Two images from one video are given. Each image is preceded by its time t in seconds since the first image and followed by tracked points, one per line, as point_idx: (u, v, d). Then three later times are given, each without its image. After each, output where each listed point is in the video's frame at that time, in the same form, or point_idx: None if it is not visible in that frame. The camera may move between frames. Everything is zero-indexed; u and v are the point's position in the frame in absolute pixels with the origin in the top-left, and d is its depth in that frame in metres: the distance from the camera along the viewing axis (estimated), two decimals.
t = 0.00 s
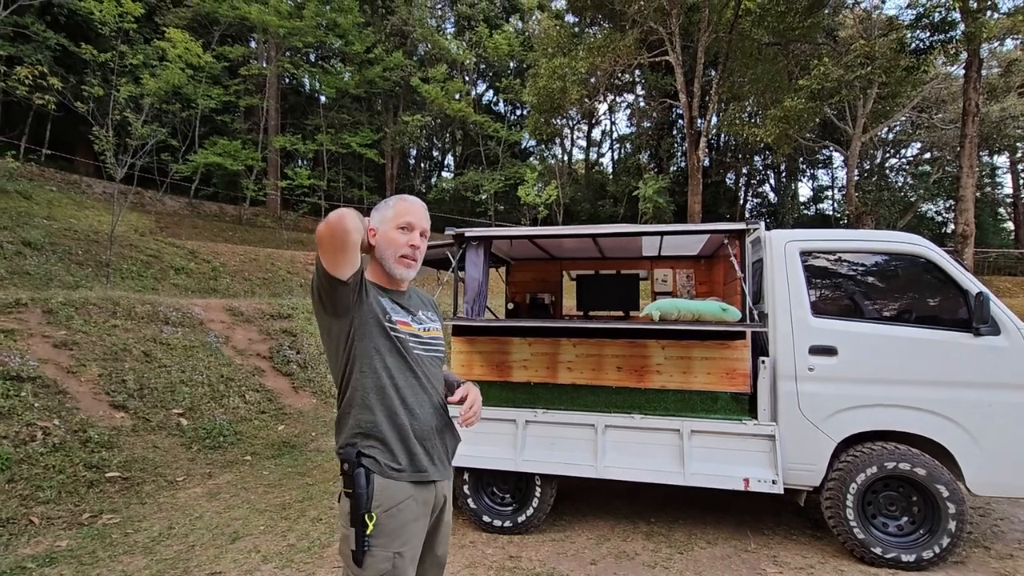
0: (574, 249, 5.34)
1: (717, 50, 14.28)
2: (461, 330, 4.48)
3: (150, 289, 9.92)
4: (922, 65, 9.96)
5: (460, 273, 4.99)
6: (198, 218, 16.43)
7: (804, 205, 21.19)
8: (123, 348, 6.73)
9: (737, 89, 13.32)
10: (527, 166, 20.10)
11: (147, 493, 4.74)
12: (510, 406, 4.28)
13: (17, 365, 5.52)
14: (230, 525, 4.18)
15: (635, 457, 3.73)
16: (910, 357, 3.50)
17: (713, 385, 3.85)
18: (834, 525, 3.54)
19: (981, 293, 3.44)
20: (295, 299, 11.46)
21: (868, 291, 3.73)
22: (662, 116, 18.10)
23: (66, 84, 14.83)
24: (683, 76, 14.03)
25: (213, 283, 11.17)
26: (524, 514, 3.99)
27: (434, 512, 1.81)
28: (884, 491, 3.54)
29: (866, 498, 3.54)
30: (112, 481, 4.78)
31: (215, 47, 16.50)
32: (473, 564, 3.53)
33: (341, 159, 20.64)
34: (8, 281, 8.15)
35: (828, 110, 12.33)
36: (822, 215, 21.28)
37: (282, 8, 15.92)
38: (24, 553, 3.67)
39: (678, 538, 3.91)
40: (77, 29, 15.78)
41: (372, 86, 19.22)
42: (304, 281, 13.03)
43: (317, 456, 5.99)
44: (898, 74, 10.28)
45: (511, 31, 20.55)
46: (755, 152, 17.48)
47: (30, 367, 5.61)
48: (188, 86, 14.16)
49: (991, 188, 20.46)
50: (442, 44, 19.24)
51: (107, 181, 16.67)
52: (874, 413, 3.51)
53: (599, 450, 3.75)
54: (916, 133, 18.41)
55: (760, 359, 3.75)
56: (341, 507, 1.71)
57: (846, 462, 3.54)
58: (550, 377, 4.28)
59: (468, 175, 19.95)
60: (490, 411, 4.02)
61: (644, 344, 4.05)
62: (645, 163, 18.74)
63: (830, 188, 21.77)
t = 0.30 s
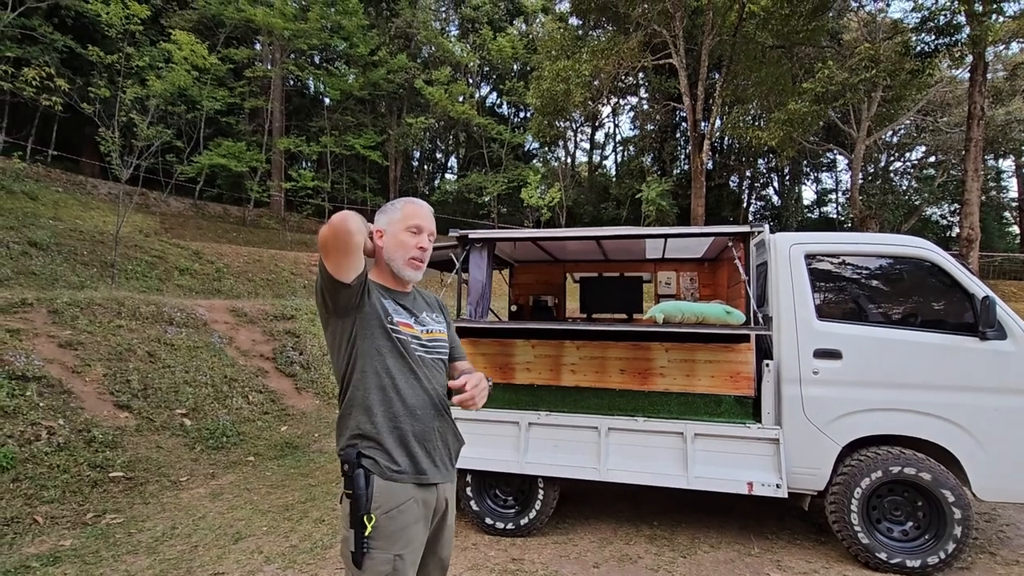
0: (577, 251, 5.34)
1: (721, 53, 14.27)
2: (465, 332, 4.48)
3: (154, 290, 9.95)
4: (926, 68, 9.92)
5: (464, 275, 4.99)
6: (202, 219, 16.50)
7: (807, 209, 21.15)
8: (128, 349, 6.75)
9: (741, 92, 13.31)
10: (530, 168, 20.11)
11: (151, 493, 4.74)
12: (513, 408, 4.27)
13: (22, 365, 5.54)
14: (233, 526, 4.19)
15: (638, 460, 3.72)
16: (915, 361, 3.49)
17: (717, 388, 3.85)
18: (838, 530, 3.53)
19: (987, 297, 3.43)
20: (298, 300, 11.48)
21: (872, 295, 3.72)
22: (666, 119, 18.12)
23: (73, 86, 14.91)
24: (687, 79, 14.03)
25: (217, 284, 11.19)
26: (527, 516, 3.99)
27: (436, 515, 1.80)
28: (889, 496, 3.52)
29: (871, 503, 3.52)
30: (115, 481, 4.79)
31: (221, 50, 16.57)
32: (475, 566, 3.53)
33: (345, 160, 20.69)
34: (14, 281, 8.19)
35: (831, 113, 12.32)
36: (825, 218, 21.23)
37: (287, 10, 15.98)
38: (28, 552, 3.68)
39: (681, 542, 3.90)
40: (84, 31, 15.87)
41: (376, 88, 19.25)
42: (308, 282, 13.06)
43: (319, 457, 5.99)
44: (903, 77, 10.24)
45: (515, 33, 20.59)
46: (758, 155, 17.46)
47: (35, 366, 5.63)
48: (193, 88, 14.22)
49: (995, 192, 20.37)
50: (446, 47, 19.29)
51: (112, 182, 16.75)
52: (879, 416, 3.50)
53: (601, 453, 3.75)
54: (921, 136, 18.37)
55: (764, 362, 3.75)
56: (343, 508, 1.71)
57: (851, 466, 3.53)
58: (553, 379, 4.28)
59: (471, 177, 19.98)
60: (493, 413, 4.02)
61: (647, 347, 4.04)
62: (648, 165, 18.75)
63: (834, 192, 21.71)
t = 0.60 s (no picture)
0: (581, 253, 5.34)
1: (725, 55, 14.25)
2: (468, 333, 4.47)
3: (159, 291, 9.99)
4: (932, 70, 9.87)
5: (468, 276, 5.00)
6: (206, 220, 16.55)
7: (812, 211, 21.10)
8: (133, 349, 6.77)
9: (745, 94, 13.26)
10: (533, 170, 20.11)
11: (154, 493, 4.75)
12: (517, 410, 4.27)
13: (28, 364, 5.56)
14: (236, 526, 4.19)
15: (641, 462, 3.71)
16: (919, 364, 3.47)
17: (721, 391, 3.83)
18: (843, 534, 3.52)
19: (993, 300, 3.41)
20: (301, 301, 11.50)
21: (877, 297, 3.71)
22: (669, 121, 18.13)
23: (79, 87, 14.99)
24: (691, 81, 14.04)
25: (221, 285, 11.22)
26: (530, 518, 3.99)
27: (438, 519, 1.79)
28: (894, 499, 3.51)
29: (876, 507, 3.51)
30: (120, 480, 4.80)
31: (226, 52, 16.62)
32: (478, 568, 3.53)
33: (349, 162, 20.73)
34: (20, 281, 8.23)
35: (836, 116, 12.30)
36: (830, 221, 21.17)
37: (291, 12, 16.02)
38: (32, 551, 3.69)
39: (685, 544, 3.88)
40: (90, 33, 15.95)
41: (380, 90, 19.29)
42: (311, 283, 13.08)
43: (322, 458, 5.99)
44: (908, 79, 10.22)
45: (519, 35, 20.61)
46: (763, 157, 17.42)
47: (41, 366, 5.65)
48: (199, 90, 14.28)
49: (1001, 194, 20.29)
50: (450, 49, 19.33)
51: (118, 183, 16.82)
52: (884, 419, 3.48)
53: (604, 455, 3.74)
54: (926, 138, 18.30)
55: (768, 364, 3.73)
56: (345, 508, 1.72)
57: (856, 470, 3.51)
58: (557, 381, 4.27)
59: (475, 179, 20.00)
60: (497, 414, 4.01)
61: (651, 348, 4.04)
62: (652, 167, 18.73)
63: (838, 194, 21.65)
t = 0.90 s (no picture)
0: (584, 255, 5.33)
1: (729, 57, 14.24)
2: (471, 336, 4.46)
3: (163, 292, 10.03)
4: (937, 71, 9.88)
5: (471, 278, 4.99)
6: (211, 222, 16.61)
7: (816, 213, 21.06)
8: (137, 350, 6.79)
9: (749, 95, 13.25)
10: (537, 172, 20.13)
11: (158, 494, 4.76)
12: (520, 412, 4.27)
13: (34, 365, 5.59)
14: (239, 528, 4.19)
15: (645, 465, 3.70)
16: (925, 367, 3.45)
17: (725, 394, 3.82)
18: (848, 538, 3.50)
19: (1000, 303, 3.39)
20: (306, 302, 11.53)
21: (881, 300, 3.69)
22: (673, 123, 18.12)
23: (86, 90, 15.09)
24: (695, 82, 14.06)
25: (226, 286, 11.26)
26: (533, 521, 3.97)
27: (441, 522, 1.79)
28: (899, 504, 3.49)
29: (881, 511, 3.49)
30: (124, 481, 4.82)
31: (231, 54, 16.68)
32: (481, 571, 3.52)
33: (353, 164, 20.77)
34: (26, 282, 8.27)
35: (840, 117, 12.30)
36: (834, 223, 21.14)
37: (296, 14, 16.09)
38: (37, 552, 3.70)
39: (689, 548, 3.87)
40: (96, 35, 16.05)
41: (385, 92, 19.33)
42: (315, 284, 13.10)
43: (325, 459, 5.99)
44: (913, 80, 10.23)
45: (522, 37, 20.64)
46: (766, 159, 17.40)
47: (46, 367, 5.68)
48: (204, 92, 14.34)
49: (1007, 196, 20.21)
50: (454, 51, 19.36)
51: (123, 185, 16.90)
52: (889, 423, 3.46)
53: (608, 458, 3.73)
54: (931, 140, 18.25)
55: (773, 367, 3.71)
56: (348, 511, 1.72)
57: (861, 474, 3.49)
58: (560, 383, 4.26)
59: (478, 180, 20.03)
60: (499, 417, 4.01)
61: (655, 351, 4.02)
62: (655, 169, 18.72)
63: (843, 196, 21.58)
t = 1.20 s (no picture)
0: (587, 258, 5.33)
1: (732, 59, 14.22)
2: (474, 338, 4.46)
3: (168, 294, 10.06)
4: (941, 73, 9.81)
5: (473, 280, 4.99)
6: (215, 223, 16.66)
7: (820, 215, 21.00)
8: (141, 351, 6.81)
9: (752, 97, 13.22)
10: (540, 174, 20.12)
11: (162, 496, 4.78)
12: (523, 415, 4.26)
13: (39, 367, 5.61)
14: (242, 529, 4.20)
15: (648, 468, 3.70)
16: (930, 370, 3.43)
17: (728, 397, 3.80)
18: (852, 541, 3.48)
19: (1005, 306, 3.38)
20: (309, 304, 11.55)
21: (886, 303, 3.68)
22: (676, 125, 18.11)
23: (91, 93, 15.17)
24: (699, 84, 14.07)
25: (229, 288, 11.29)
26: (535, 524, 3.97)
27: (443, 526, 1.79)
28: (904, 508, 3.47)
29: (886, 515, 3.47)
30: (128, 483, 4.83)
31: (235, 57, 16.74)
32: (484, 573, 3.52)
33: (356, 166, 20.80)
34: (32, 284, 8.31)
35: (844, 119, 12.26)
36: (838, 224, 21.08)
37: (300, 17, 16.14)
38: (42, 553, 3.72)
39: (691, 551, 3.86)
40: (102, 39, 16.14)
41: (388, 95, 19.36)
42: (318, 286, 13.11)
43: (328, 461, 6.00)
44: (917, 82, 10.18)
45: (526, 39, 20.68)
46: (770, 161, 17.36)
47: (51, 369, 5.70)
48: (208, 95, 14.38)
49: (1013, 198, 20.11)
50: (457, 54, 19.40)
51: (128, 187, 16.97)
52: (894, 426, 3.45)
53: (610, 461, 3.73)
54: (936, 142, 18.20)
55: (776, 370, 3.70)
56: (349, 514, 1.73)
57: (865, 477, 3.48)
58: (562, 386, 4.24)
59: (481, 182, 20.05)
60: (502, 419, 4.01)
61: (657, 354, 4.01)
62: (658, 171, 18.69)
63: (847, 198, 21.50)
